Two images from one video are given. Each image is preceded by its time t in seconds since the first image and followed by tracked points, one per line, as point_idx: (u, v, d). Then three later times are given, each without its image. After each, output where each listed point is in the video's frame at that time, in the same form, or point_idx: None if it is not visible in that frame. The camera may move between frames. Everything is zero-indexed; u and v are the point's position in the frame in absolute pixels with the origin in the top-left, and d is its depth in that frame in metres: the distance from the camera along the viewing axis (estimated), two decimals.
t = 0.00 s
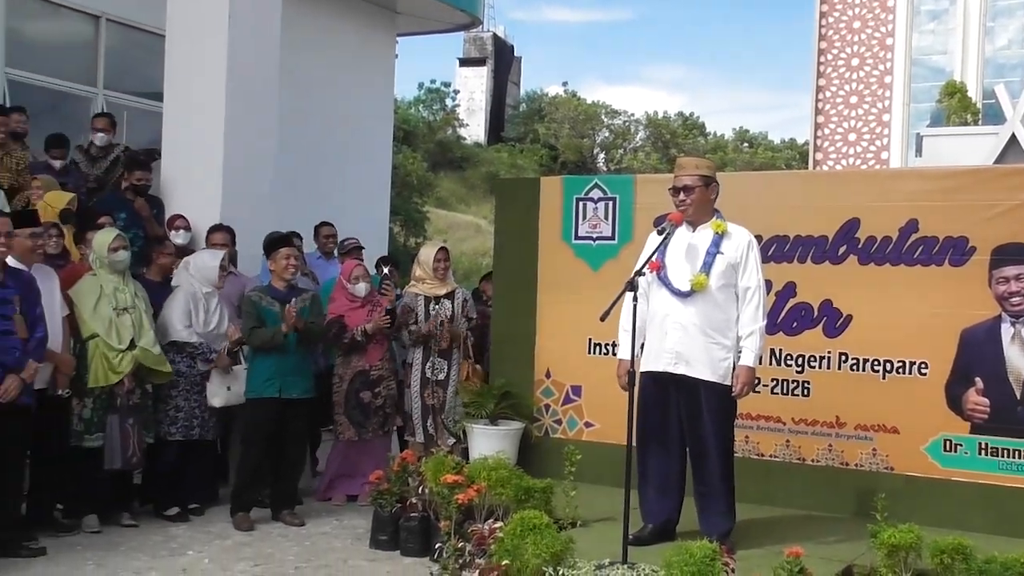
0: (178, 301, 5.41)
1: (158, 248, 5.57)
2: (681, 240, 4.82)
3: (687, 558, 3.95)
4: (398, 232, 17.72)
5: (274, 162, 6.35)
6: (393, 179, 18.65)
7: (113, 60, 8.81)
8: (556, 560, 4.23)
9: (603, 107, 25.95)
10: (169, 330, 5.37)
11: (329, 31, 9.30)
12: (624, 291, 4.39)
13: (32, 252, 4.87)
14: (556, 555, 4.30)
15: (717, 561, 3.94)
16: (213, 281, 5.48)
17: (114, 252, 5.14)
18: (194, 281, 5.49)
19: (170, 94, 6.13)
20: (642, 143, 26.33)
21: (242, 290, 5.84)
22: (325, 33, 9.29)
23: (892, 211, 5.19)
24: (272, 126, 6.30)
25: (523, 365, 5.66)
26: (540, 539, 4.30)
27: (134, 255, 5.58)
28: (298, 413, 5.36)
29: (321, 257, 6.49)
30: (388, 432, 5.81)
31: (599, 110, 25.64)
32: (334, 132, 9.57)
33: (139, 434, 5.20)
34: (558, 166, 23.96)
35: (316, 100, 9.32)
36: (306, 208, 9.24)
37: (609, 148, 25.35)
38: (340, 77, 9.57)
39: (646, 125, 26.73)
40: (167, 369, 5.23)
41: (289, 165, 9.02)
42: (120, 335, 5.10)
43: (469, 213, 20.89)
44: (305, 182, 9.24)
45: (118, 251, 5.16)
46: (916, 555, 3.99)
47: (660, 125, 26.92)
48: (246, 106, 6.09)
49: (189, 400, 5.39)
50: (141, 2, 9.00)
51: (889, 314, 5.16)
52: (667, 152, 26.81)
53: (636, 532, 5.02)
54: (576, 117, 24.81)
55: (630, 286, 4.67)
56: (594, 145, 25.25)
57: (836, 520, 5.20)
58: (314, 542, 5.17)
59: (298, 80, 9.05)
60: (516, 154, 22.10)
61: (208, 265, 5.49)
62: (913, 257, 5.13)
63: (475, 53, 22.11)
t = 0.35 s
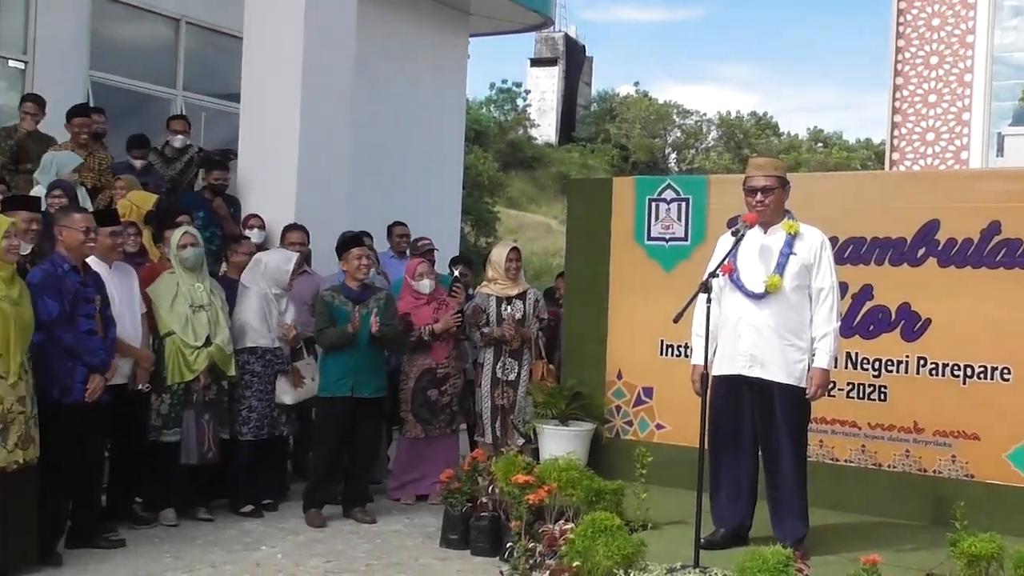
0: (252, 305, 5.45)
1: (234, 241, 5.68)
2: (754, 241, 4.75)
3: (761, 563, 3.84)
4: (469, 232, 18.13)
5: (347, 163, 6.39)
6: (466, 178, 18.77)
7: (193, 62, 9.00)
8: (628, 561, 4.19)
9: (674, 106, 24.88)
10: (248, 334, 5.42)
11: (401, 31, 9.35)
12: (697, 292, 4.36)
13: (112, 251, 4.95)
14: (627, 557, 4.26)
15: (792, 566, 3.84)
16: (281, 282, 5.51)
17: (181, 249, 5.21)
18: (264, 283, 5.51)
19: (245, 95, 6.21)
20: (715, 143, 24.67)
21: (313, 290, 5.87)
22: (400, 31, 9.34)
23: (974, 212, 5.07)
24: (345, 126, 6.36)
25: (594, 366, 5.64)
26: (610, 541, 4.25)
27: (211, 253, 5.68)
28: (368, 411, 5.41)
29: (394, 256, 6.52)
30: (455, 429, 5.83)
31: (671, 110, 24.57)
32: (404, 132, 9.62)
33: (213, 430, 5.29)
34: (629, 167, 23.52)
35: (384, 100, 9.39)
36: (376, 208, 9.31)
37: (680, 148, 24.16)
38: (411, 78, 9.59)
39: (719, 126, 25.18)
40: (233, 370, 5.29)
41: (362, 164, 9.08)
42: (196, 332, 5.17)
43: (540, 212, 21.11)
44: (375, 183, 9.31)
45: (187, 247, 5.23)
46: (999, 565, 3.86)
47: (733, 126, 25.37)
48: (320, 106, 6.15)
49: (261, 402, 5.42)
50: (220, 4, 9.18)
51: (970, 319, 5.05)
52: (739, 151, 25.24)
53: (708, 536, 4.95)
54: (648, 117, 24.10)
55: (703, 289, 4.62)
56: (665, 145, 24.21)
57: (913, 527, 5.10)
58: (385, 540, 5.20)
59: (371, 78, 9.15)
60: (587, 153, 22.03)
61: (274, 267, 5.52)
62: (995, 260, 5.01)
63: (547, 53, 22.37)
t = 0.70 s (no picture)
0: (323, 310, 5.48)
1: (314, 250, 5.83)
2: (835, 243, 4.64)
3: (844, 571, 3.67)
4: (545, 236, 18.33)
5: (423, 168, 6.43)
6: (540, 182, 19.29)
7: (273, 70, 9.08)
8: (708, 567, 4.12)
9: (751, 108, 24.54)
10: (319, 340, 5.45)
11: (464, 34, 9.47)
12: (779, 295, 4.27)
13: (196, 257, 5.01)
14: (707, 562, 4.19)
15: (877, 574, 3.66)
16: (350, 284, 5.51)
17: (262, 254, 5.28)
18: (335, 286, 5.54)
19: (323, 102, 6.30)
20: (794, 143, 24.39)
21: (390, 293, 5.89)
22: (468, 34, 9.56)
23: None
24: (420, 132, 6.39)
25: (673, 371, 5.60)
26: (690, 546, 4.19)
27: (291, 259, 5.88)
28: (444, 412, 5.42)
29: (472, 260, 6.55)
30: (525, 432, 5.83)
31: (748, 111, 24.29)
32: (473, 133, 9.83)
33: (291, 433, 5.28)
34: (706, 169, 23.32)
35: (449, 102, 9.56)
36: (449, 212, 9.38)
37: (758, 149, 23.79)
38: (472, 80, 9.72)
39: (797, 126, 24.82)
40: (312, 373, 5.34)
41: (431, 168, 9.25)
42: (276, 335, 5.22)
43: (614, 216, 21.72)
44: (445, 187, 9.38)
45: (267, 252, 5.29)
46: None
47: (811, 126, 24.92)
48: (397, 110, 6.19)
49: (339, 406, 5.46)
50: (302, 13, 9.22)
51: None
52: (819, 152, 24.72)
53: (789, 542, 4.85)
54: (724, 118, 23.89)
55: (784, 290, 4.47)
56: (742, 146, 23.86)
57: (1004, 536, 4.95)
58: (463, 543, 5.21)
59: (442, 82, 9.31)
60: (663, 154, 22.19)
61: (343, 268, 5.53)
62: None
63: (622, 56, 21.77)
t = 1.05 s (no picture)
0: (364, 311, 5.49)
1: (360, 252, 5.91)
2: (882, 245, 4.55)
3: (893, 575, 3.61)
4: (589, 236, 18.47)
5: (469, 167, 6.44)
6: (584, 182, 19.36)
7: (319, 70, 9.11)
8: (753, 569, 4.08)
9: (799, 107, 24.22)
10: (359, 339, 5.44)
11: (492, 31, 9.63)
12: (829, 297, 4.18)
13: (242, 257, 5.04)
14: (753, 566, 4.15)
15: None
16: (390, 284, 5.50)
17: (307, 254, 5.29)
18: (375, 286, 5.54)
19: (369, 102, 6.34)
20: (842, 144, 23.93)
21: (435, 295, 5.90)
22: (502, 36, 9.75)
23: None
24: (465, 131, 6.40)
25: (718, 371, 5.57)
26: (735, 549, 4.16)
27: (336, 259, 5.93)
28: (487, 413, 5.45)
29: (516, 261, 6.57)
30: (567, 435, 5.85)
31: (795, 111, 23.85)
32: (510, 133, 10.03)
33: (336, 433, 5.27)
34: (752, 169, 23.02)
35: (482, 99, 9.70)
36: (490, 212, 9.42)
37: (805, 149, 23.39)
38: (503, 78, 9.87)
39: (846, 126, 24.25)
40: (355, 373, 5.39)
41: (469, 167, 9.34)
42: (320, 336, 5.26)
43: (660, 216, 21.84)
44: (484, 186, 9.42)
45: (313, 252, 5.30)
46: None
47: (860, 126, 24.51)
48: (442, 110, 6.21)
49: (381, 407, 5.50)
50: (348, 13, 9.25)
51: None
52: (867, 152, 23.98)
53: (834, 546, 4.75)
54: (771, 118, 23.50)
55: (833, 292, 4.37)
56: (789, 146, 23.44)
57: None
58: (507, 543, 5.21)
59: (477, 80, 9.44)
60: (708, 154, 21.98)
61: (383, 268, 5.53)
62: None
63: (667, 57, 21.37)
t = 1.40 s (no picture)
0: (416, 311, 5.50)
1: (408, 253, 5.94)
2: (934, 245, 4.46)
3: None
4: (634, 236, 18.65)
5: (515, 168, 6.45)
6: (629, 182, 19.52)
7: (366, 72, 9.17)
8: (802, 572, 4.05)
9: (847, 106, 23.89)
10: (411, 339, 5.48)
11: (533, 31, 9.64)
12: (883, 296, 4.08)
13: (290, 257, 5.06)
14: (802, 569, 4.12)
15: None
16: (443, 285, 5.48)
17: (362, 255, 5.33)
18: (428, 287, 5.53)
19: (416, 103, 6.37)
20: (891, 144, 23.46)
21: (482, 294, 5.93)
22: (544, 36, 9.77)
23: None
24: (511, 132, 6.41)
25: (766, 374, 5.51)
26: (784, 551, 4.13)
27: (383, 259, 5.98)
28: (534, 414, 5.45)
29: (563, 262, 6.60)
30: (615, 435, 5.83)
31: (844, 111, 23.56)
32: (551, 135, 10.04)
33: (383, 432, 5.26)
34: (799, 169, 22.76)
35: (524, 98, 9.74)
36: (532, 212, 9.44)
37: (854, 149, 23.04)
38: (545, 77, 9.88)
39: (895, 126, 23.90)
40: (402, 373, 5.43)
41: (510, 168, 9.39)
42: (368, 335, 5.28)
43: (705, 217, 21.94)
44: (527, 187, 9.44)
45: (365, 253, 5.34)
46: None
47: (910, 125, 23.83)
48: (490, 110, 6.23)
49: (434, 407, 5.51)
50: (395, 14, 9.29)
51: None
52: (918, 152, 23.61)
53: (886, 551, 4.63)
54: (819, 118, 23.29)
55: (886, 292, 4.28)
56: (838, 146, 23.17)
57: None
58: (553, 543, 5.21)
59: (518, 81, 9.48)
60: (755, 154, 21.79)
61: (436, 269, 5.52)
62: None
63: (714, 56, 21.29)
